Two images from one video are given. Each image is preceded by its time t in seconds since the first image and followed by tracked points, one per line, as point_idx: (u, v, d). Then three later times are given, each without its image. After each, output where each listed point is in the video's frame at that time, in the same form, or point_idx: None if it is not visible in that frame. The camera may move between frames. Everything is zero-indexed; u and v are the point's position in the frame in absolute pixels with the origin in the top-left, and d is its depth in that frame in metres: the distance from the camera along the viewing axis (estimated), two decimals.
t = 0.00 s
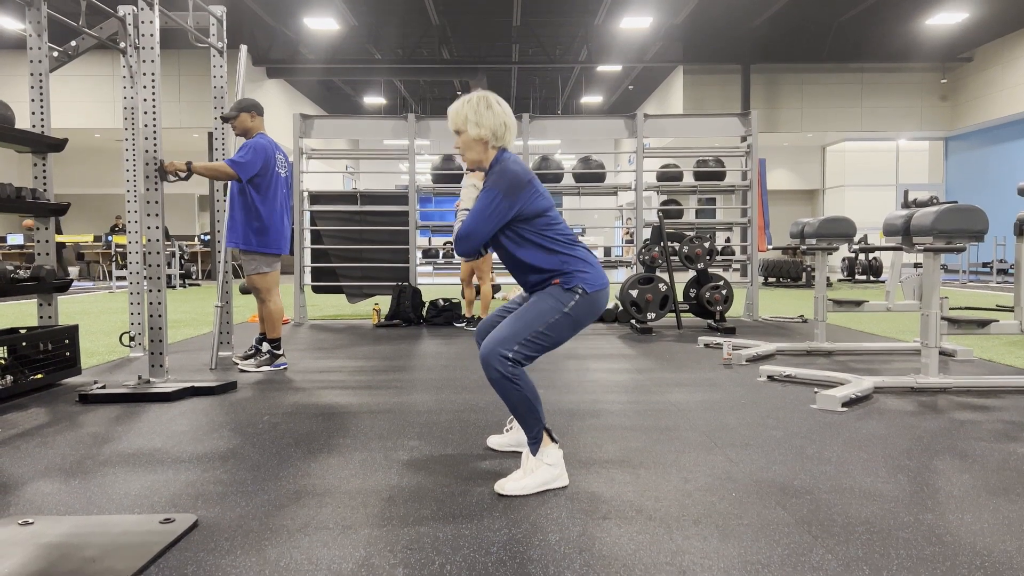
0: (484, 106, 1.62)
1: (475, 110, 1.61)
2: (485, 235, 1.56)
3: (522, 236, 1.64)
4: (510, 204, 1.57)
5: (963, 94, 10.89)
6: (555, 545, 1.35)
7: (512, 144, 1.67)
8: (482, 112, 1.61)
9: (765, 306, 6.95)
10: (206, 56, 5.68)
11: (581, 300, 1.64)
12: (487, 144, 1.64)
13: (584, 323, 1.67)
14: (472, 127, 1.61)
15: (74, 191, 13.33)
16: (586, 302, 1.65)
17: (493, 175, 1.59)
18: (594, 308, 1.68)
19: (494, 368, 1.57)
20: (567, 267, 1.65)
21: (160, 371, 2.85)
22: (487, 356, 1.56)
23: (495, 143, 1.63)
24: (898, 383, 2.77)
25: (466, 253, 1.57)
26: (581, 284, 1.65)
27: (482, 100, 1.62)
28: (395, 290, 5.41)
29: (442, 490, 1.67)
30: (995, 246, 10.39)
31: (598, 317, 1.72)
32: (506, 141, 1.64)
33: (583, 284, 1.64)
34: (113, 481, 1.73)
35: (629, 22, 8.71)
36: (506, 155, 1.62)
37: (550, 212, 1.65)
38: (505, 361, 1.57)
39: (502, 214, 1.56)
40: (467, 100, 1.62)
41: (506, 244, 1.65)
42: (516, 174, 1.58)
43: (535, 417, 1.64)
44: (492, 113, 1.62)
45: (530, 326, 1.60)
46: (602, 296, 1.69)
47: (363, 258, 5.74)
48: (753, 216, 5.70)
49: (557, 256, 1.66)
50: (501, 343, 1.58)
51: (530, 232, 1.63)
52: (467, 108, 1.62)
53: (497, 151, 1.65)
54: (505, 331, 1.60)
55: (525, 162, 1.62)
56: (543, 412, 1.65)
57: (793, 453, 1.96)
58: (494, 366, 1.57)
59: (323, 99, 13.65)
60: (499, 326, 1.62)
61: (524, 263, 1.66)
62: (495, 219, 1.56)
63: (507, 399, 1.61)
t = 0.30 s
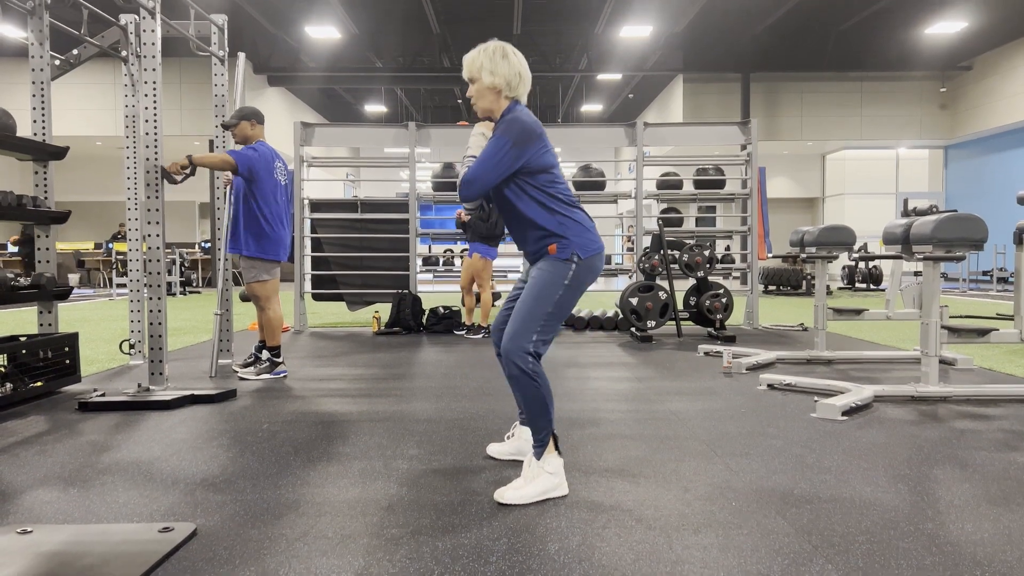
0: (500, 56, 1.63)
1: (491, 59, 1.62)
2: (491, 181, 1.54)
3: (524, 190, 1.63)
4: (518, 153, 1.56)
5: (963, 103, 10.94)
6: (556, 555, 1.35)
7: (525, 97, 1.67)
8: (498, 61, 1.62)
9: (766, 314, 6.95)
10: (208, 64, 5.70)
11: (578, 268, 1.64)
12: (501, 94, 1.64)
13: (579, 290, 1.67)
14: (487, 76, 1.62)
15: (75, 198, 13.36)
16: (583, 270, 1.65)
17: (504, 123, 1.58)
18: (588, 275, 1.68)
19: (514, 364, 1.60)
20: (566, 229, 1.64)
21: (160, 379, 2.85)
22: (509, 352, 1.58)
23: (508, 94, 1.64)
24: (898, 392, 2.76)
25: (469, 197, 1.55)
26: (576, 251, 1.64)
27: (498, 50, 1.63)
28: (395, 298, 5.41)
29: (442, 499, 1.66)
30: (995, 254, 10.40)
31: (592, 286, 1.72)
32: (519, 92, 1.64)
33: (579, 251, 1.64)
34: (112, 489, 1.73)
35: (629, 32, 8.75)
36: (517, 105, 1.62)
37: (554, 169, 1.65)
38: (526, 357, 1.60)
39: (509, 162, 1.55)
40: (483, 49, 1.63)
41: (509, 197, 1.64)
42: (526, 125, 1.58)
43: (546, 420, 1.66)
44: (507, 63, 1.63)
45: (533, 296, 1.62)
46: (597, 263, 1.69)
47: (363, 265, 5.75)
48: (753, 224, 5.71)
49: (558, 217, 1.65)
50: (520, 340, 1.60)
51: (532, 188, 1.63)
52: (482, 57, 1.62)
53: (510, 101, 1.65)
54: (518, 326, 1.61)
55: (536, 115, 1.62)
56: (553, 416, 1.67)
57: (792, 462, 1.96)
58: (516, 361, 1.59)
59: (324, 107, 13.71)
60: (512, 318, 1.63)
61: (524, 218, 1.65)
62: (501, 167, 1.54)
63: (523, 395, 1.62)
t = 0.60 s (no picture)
0: (514, 33, 1.63)
1: (505, 35, 1.63)
2: (495, 153, 1.55)
3: (526, 170, 1.64)
4: (524, 130, 1.57)
5: (963, 113, 10.98)
6: (555, 565, 1.34)
7: (537, 76, 1.69)
8: (512, 38, 1.63)
9: (767, 324, 6.94)
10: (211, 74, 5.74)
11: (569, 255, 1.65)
12: (513, 71, 1.65)
13: (571, 278, 1.67)
14: (500, 52, 1.63)
15: (77, 206, 13.40)
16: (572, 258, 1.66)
17: (514, 99, 1.59)
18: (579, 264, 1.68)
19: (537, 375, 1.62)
20: (561, 215, 1.65)
21: (160, 388, 2.85)
22: (535, 363, 1.61)
23: (520, 71, 1.65)
24: (899, 402, 2.76)
25: (473, 167, 1.56)
26: (566, 240, 1.64)
27: (513, 27, 1.63)
28: (396, 307, 5.41)
29: (442, 509, 1.66)
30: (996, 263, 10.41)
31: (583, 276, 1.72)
32: (532, 70, 1.65)
33: (570, 239, 1.64)
34: (111, 499, 1.73)
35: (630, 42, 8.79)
36: (529, 84, 1.64)
37: (557, 154, 1.67)
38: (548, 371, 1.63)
39: (515, 138, 1.56)
40: (499, 26, 1.64)
41: (510, 175, 1.65)
42: (535, 104, 1.59)
43: (558, 427, 1.67)
44: (522, 40, 1.63)
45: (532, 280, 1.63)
46: (587, 252, 1.70)
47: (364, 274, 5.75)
48: (753, 233, 5.71)
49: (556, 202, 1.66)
50: (541, 356, 1.62)
51: (533, 169, 1.64)
52: (496, 34, 1.63)
53: (522, 79, 1.66)
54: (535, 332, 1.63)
55: (546, 95, 1.64)
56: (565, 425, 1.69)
57: (793, 473, 1.95)
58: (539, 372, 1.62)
59: (326, 116, 13.78)
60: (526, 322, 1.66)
61: (522, 199, 1.65)
62: (507, 141, 1.55)
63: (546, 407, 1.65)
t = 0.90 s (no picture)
0: (525, 35, 1.64)
1: (516, 38, 1.63)
2: (502, 154, 1.55)
3: (529, 173, 1.64)
4: (532, 133, 1.58)
5: (963, 119, 11.00)
6: (556, 571, 1.34)
7: (547, 78, 1.69)
8: (523, 40, 1.63)
9: (767, 330, 6.93)
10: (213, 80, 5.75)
11: (562, 262, 1.65)
12: (523, 73, 1.65)
13: (566, 284, 1.67)
14: (511, 53, 1.63)
15: (79, 212, 13.43)
16: (565, 265, 1.66)
17: (524, 101, 1.60)
18: (571, 270, 1.67)
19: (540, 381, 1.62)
20: (556, 220, 1.65)
21: (161, 393, 2.85)
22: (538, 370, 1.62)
23: (531, 73, 1.65)
24: (901, 408, 2.75)
25: (480, 167, 1.56)
26: (559, 246, 1.64)
27: (523, 29, 1.64)
28: (397, 312, 5.41)
29: (443, 515, 1.65)
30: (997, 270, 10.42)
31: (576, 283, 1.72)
32: (542, 72, 1.65)
33: (563, 246, 1.64)
34: (112, 505, 1.72)
35: (631, 48, 8.83)
36: (539, 87, 1.64)
37: (560, 160, 1.67)
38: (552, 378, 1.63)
39: (523, 140, 1.57)
40: (511, 27, 1.64)
41: (512, 177, 1.65)
42: (544, 108, 1.60)
43: (560, 432, 1.67)
44: (532, 42, 1.64)
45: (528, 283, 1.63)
46: (580, 259, 1.70)
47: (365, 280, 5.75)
48: (754, 239, 5.71)
49: (554, 207, 1.66)
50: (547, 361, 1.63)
51: (535, 174, 1.64)
52: (507, 36, 1.63)
53: (532, 82, 1.67)
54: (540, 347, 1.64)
55: (554, 99, 1.64)
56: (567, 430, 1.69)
57: (795, 480, 1.95)
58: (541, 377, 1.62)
59: (328, 122, 13.82)
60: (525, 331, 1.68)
61: (521, 203, 1.66)
62: (515, 143, 1.56)
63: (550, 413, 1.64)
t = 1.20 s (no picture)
0: (518, 38, 1.63)
1: (509, 41, 1.63)
2: (500, 158, 1.54)
3: (527, 177, 1.64)
4: (529, 136, 1.57)
5: (965, 120, 10.99)
6: (557, 572, 1.34)
7: (541, 81, 1.69)
8: (515, 44, 1.63)
9: (769, 331, 6.93)
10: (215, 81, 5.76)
11: (564, 264, 1.65)
12: (516, 76, 1.65)
13: (567, 287, 1.68)
14: (504, 58, 1.63)
15: (81, 212, 13.45)
16: (570, 267, 1.66)
17: (520, 105, 1.59)
18: (574, 272, 1.68)
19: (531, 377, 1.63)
20: (558, 223, 1.66)
21: (163, 393, 2.85)
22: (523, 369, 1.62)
23: (524, 76, 1.65)
24: (901, 409, 2.75)
25: (477, 172, 1.54)
26: (562, 248, 1.65)
27: (516, 32, 1.64)
28: (399, 312, 5.41)
29: (445, 516, 1.65)
30: (999, 271, 10.41)
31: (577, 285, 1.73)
32: (537, 74, 1.66)
33: (565, 248, 1.65)
34: (113, 505, 1.73)
35: (633, 48, 8.82)
36: (534, 90, 1.64)
37: (558, 161, 1.67)
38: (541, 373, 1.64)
39: (520, 144, 1.56)
40: (503, 31, 1.64)
41: (511, 181, 1.64)
42: (540, 110, 1.59)
43: (556, 432, 1.66)
44: (525, 46, 1.63)
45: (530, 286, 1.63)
46: (583, 261, 1.70)
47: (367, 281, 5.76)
48: (756, 240, 5.70)
49: (554, 210, 1.66)
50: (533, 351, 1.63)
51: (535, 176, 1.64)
52: (500, 40, 1.63)
53: (526, 85, 1.67)
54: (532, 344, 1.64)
55: (550, 101, 1.64)
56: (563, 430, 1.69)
57: (795, 480, 1.95)
58: (532, 375, 1.63)
59: (330, 123, 13.83)
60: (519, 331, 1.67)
61: (522, 207, 1.65)
62: (513, 146, 1.54)
63: (542, 412, 1.64)
